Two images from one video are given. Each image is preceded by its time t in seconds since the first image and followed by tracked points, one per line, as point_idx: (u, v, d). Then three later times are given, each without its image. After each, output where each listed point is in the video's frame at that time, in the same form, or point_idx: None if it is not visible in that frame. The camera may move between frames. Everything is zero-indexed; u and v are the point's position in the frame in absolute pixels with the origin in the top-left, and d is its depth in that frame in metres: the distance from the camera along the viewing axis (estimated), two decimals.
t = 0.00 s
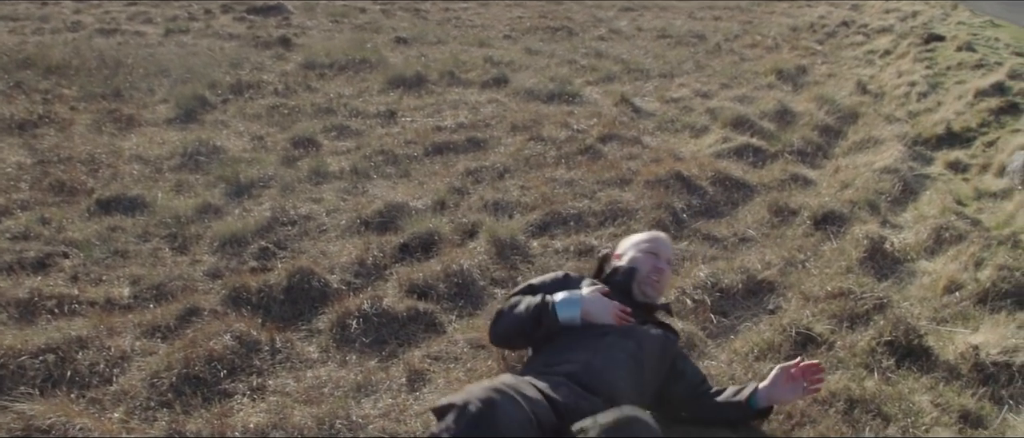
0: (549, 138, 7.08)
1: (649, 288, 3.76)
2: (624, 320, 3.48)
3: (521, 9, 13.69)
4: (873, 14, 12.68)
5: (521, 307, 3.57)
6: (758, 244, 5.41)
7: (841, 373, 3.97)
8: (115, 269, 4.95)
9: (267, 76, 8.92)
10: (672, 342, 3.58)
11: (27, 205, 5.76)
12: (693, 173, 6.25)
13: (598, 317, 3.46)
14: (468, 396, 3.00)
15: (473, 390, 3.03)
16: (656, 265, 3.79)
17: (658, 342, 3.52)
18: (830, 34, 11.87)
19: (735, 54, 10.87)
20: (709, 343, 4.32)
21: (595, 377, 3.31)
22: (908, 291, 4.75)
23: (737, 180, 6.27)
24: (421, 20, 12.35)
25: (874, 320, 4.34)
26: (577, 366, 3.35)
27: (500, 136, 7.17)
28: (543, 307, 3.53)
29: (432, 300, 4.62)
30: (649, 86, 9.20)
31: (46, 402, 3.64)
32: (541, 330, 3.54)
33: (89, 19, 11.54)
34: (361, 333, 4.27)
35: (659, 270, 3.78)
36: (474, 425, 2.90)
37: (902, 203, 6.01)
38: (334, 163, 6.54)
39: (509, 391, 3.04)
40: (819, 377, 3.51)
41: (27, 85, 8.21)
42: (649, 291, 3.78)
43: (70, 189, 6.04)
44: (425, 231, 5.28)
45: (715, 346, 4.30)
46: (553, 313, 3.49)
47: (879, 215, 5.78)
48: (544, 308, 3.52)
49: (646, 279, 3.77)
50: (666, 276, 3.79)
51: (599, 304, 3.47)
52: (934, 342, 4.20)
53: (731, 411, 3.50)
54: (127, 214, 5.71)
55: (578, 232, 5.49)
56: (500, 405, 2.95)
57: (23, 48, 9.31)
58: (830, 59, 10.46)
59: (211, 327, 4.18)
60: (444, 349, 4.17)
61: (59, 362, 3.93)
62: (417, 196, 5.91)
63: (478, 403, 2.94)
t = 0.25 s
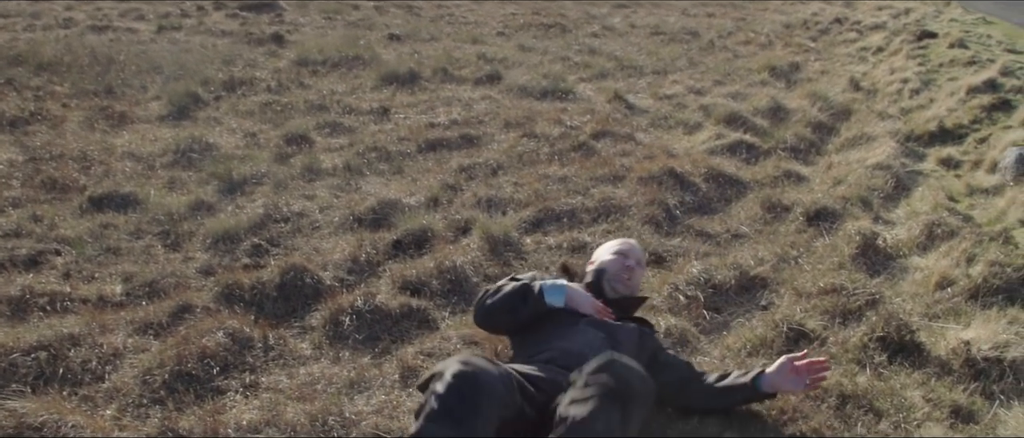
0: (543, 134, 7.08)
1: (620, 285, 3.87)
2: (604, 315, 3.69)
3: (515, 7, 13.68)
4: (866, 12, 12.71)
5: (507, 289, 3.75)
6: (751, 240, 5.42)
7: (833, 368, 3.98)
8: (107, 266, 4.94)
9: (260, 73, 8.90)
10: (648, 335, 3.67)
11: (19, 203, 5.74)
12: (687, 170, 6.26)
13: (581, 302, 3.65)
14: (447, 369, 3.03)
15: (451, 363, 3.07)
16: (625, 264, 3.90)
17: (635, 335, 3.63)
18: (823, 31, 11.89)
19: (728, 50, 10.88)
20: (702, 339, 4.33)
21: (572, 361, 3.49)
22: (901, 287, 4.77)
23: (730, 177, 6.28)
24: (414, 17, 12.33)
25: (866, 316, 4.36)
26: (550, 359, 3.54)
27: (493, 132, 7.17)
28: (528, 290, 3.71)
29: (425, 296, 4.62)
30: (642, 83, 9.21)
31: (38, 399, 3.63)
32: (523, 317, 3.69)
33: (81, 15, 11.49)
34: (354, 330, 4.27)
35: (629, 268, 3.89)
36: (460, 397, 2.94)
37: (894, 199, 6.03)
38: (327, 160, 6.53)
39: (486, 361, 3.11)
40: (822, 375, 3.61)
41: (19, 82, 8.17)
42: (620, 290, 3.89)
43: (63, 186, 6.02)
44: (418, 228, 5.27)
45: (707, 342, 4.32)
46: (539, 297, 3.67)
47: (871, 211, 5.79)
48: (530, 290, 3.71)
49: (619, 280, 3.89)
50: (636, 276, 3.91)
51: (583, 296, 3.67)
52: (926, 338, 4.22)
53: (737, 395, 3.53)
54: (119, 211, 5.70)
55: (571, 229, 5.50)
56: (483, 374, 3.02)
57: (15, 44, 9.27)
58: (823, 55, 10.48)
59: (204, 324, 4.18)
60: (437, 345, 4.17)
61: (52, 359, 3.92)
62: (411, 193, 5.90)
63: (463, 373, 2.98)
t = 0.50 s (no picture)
0: (538, 131, 7.08)
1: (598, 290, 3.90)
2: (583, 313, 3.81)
3: (510, 3, 13.66)
4: (860, 8, 12.71)
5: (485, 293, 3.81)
6: (746, 237, 5.43)
7: (828, 364, 3.98)
8: (101, 263, 4.93)
9: (255, 69, 8.88)
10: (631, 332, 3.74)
11: (13, 199, 5.72)
12: (681, 166, 6.27)
13: (558, 304, 3.78)
14: (434, 342, 3.13)
15: (438, 337, 3.16)
16: (604, 271, 3.93)
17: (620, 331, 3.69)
18: (818, 27, 11.90)
19: (723, 47, 10.89)
20: (696, 335, 4.34)
21: (557, 347, 3.57)
22: (895, 283, 4.78)
23: (725, 173, 6.28)
24: (409, 13, 12.31)
25: (860, 312, 4.37)
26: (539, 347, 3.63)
27: (488, 129, 7.17)
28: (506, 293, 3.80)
29: (420, 293, 4.62)
30: (637, 79, 9.21)
31: (32, 396, 3.63)
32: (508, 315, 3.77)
33: (74, 12, 11.45)
34: (349, 326, 4.28)
35: (607, 275, 3.92)
36: (452, 368, 3.03)
37: (889, 195, 6.04)
38: (322, 156, 6.52)
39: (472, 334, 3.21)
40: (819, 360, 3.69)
41: (12, 78, 8.14)
42: (600, 296, 3.91)
43: (57, 183, 6.00)
44: (413, 224, 5.27)
45: (702, 338, 4.33)
46: (517, 298, 3.78)
47: (866, 208, 5.80)
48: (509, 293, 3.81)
49: (597, 285, 3.91)
50: (615, 282, 3.93)
51: (560, 297, 3.80)
52: (920, 334, 4.23)
53: (735, 380, 3.66)
54: (114, 208, 5.69)
55: (567, 225, 5.50)
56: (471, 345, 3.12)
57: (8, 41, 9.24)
58: (818, 52, 10.48)
59: (198, 321, 4.17)
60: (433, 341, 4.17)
61: (46, 356, 3.91)
62: (406, 189, 5.90)
63: (452, 345, 3.08)
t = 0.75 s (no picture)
0: (534, 128, 7.08)
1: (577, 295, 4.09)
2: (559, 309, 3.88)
3: None
4: (857, 5, 12.72)
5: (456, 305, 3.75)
6: (742, 233, 5.44)
7: (823, 360, 3.99)
8: (97, 261, 4.92)
9: (251, 66, 8.87)
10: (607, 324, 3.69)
11: (8, 197, 5.71)
12: (677, 163, 6.27)
13: (529, 305, 3.75)
14: (420, 321, 3.11)
15: (425, 317, 3.15)
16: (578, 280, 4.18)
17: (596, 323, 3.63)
18: (814, 24, 11.90)
19: (719, 44, 10.89)
20: (692, 332, 4.35)
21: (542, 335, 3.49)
22: (890, 280, 4.79)
23: (721, 170, 6.29)
24: (405, 10, 12.30)
25: (855, 308, 4.38)
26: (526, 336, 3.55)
27: (485, 126, 7.17)
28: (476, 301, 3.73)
29: (416, 289, 4.62)
30: (633, 76, 9.21)
31: (28, 393, 3.63)
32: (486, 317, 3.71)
33: (70, 8, 11.43)
34: (345, 323, 4.27)
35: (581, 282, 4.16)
36: (443, 343, 3.02)
37: (884, 192, 6.05)
38: (318, 153, 6.52)
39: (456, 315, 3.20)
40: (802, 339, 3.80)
41: (7, 75, 8.12)
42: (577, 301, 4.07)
43: (52, 180, 6.00)
44: (409, 221, 5.27)
45: (698, 335, 4.33)
46: (488, 304, 3.70)
47: (861, 204, 5.81)
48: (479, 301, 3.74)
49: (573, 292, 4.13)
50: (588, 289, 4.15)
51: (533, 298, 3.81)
52: (915, 330, 4.24)
53: (728, 358, 3.67)
54: (109, 205, 5.68)
55: (563, 222, 5.51)
56: (457, 323, 3.10)
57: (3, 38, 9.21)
58: (814, 49, 10.49)
59: (194, 318, 4.17)
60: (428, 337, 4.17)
61: (41, 354, 3.91)
62: (401, 186, 5.90)
63: (439, 321, 3.07)
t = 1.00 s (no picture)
0: (530, 125, 7.08)
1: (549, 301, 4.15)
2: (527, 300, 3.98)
3: None
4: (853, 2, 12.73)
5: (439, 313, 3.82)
6: (738, 230, 5.44)
7: (819, 356, 4.00)
8: (93, 258, 4.92)
9: (247, 63, 8.86)
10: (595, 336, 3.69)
11: (3, 194, 5.70)
12: (674, 160, 6.27)
13: (495, 306, 3.92)
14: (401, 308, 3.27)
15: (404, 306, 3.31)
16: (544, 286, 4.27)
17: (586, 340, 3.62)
18: (811, 21, 11.90)
19: (716, 41, 10.90)
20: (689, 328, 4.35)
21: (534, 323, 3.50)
22: (886, 276, 4.80)
23: (717, 167, 6.29)
24: (402, 7, 12.29)
25: (851, 304, 4.39)
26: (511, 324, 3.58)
27: (481, 123, 7.17)
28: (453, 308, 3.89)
29: (412, 286, 4.62)
30: (630, 73, 9.22)
31: (24, 391, 3.62)
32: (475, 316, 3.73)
33: (65, 6, 11.40)
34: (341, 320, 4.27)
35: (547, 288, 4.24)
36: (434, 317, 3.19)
37: (880, 188, 6.06)
38: (314, 150, 6.51)
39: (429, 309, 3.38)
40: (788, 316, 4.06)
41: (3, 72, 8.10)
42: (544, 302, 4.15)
43: (48, 178, 5.98)
44: (405, 218, 5.27)
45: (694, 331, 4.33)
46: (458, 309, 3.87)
47: (858, 201, 5.82)
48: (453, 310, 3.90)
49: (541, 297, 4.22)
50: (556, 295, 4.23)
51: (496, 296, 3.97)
52: (911, 326, 4.25)
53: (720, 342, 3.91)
54: (106, 202, 5.67)
55: (559, 219, 5.51)
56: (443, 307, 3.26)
57: None
58: (811, 46, 10.50)
59: (190, 315, 4.17)
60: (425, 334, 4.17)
61: (37, 351, 3.90)
62: (398, 183, 5.90)
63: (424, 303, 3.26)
